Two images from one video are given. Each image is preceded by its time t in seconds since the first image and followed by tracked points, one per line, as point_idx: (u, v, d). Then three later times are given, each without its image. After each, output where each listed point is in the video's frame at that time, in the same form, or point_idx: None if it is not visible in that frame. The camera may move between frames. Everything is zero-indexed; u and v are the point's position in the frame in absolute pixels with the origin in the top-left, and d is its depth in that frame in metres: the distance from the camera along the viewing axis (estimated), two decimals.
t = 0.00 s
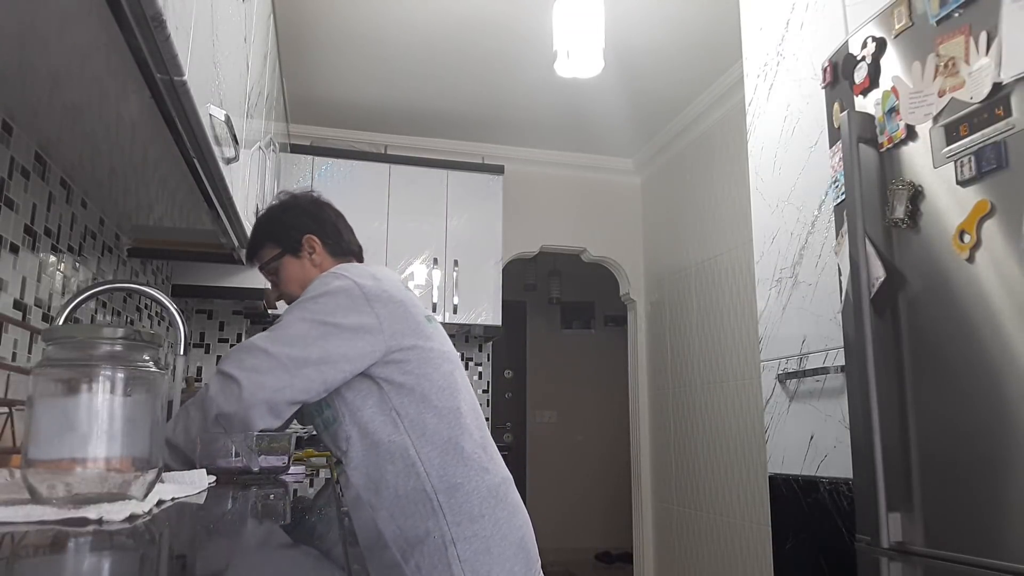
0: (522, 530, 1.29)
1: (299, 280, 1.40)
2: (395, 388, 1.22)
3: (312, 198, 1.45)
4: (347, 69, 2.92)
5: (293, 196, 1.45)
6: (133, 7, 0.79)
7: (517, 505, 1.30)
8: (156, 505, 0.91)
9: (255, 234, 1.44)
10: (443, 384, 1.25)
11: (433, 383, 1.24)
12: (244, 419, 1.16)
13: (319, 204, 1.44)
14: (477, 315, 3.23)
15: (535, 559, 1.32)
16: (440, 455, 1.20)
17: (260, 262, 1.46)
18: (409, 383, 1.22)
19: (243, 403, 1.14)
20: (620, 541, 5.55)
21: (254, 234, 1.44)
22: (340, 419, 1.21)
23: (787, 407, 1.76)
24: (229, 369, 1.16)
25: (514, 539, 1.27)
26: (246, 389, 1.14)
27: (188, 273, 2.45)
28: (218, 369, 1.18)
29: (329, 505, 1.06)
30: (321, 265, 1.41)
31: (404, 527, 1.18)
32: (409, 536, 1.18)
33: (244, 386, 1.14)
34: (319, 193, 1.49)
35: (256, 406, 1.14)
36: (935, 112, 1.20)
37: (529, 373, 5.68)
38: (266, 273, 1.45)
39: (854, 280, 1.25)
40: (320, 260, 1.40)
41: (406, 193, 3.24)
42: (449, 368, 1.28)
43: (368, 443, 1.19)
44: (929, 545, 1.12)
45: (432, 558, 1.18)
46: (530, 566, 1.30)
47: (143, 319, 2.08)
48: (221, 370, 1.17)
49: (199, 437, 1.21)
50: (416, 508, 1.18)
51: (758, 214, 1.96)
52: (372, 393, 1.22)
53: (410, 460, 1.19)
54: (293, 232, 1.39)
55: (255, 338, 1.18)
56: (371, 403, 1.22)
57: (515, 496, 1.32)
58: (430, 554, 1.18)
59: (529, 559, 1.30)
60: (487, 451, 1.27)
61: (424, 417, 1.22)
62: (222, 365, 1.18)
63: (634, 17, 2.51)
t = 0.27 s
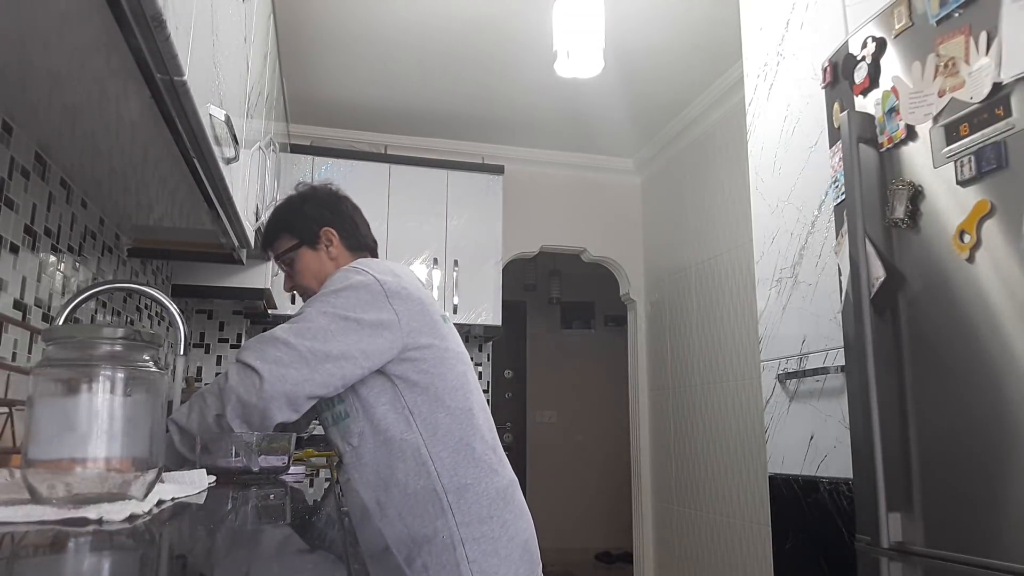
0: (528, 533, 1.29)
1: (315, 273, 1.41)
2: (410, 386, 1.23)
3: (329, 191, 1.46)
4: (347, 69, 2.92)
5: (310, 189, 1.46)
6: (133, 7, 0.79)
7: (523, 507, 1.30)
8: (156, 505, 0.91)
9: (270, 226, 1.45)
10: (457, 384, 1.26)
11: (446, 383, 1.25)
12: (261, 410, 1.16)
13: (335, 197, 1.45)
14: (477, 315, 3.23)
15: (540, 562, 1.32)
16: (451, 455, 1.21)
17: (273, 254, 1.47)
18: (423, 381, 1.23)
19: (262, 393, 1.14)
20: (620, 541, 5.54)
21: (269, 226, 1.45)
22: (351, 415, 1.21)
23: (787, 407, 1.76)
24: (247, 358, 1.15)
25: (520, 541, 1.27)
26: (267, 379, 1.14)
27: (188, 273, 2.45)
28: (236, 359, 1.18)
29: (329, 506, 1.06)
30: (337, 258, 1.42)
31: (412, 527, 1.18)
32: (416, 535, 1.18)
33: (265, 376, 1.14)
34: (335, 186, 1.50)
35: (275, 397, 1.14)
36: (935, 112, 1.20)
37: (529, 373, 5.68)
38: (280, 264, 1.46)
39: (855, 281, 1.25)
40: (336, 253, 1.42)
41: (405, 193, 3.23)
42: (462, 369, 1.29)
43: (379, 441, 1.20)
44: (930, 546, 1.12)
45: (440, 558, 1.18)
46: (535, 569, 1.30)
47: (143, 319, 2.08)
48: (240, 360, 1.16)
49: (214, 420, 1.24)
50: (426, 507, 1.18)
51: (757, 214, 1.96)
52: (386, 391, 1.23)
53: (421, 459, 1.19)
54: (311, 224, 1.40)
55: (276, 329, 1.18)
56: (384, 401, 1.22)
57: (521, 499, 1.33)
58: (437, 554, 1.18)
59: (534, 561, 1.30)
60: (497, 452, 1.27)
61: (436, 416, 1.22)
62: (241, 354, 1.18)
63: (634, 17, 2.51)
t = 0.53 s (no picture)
0: (528, 534, 1.29)
1: (320, 271, 1.41)
2: (413, 386, 1.23)
3: (336, 190, 1.47)
4: (347, 69, 2.92)
5: (318, 187, 1.46)
6: (133, 7, 0.79)
7: (524, 508, 1.30)
8: (156, 505, 0.91)
9: (277, 223, 1.45)
10: (459, 384, 1.26)
11: (448, 383, 1.25)
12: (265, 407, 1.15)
13: (343, 196, 1.45)
14: (477, 315, 3.23)
15: (540, 563, 1.32)
16: (453, 455, 1.21)
17: (279, 252, 1.47)
18: (426, 382, 1.24)
19: (267, 390, 1.13)
20: (620, 541, 5.55)
21: (275, 223, 1.45)
22: (353, 414, 1.21)
23: (787, 407, 1.76)
24: (252, 355, 1.14)
25: (521, 542, 1.27)
26: (272, 376, 1.13)
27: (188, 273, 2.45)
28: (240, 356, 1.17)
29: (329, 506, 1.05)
30: (343, 257, 1.42)
31: (413, 526, 1.18)
32: (417, 535, 1.18)
33: (270, 373, 1.13)
34: (342, 185, 1.50)
35: (279, 395, 1.13)
36: (935, 112, 1.20)
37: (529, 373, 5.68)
38: (286, 262, 1.46)
39: (855, 281, 1.25)
40: (343, 252, 1.42)
41: (405, 193, 3.23)
42: (464, 369, 1.29)
43: (380, 440, 1.20)
44: (929, 545, 1.12)
45: (440, 558, 1.18)
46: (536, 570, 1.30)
47: (143, 319, 2.08)
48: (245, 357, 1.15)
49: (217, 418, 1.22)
50: (427, 507, 1.19)
51: (757, 214, 1.96)
52: (388, 390, 1.23)
53: (422, 459, 1.20)
54: (318, 222, 1.40)
55: (281, 327, 1.17)
56: (387, 400, 1.22)
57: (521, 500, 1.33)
58: (438, 554, 1.19)
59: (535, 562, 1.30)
60: (498, 453, 1.28)
61: (438, 416, 1.23)
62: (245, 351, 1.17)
63: (634, 17, 2.51)
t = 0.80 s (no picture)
0: (529, 534, 1.29)
1: (321, 272, 1.41)
2: (413, 385, 1.23)
3: (337, 191, 1.47)
4: (346, 69, 2.92)
5: (319, 189, 1.46)
6: (133, 7, 0.79)
7: (524, 508, 1.30)
8: (156, 505, 0.91)
9: (278, 225, 1.45)
10: (460, 385, 1.26)
11: (448, 383, 1.25)
12: (265, 406, 1.15)
13: (343, 197, 1.45)
14: (477, 315, 3.23)
15: (541, 563, 1.32)
16: (453, 454, 1.21)
17: (280, 253, 1.47)
18: (426, 382, 1.24)
19: (266, 389, 1.13)
20: (620, 541, 5.55)
21: (276, 225, 1.45)
22: (354, 415, 1.21)
23: (787, 407, 1.76)
24: (252, 355, 1.14)
25: (521, 542, 1.27)
26: (272, 375, 1.13)
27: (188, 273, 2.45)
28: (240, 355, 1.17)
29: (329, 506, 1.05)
30: (343, 259, 1.42)
31: (414, 526, 1.18)
32: (418, 535, 1.18)
33: (270, 372, 1.13)
34: (343, 187, 1.50)
35: (279, 394, 1.13)
36: (935, 112, 1.20)
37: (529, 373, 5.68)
38: (287, 263, 1.45)
39: (855, 280, 1.25)
40: (343, 253, 1.42)
41: (405, 193, 3.23)
42: (465, 369, 1.29)
43: (380, 441, 1.20)
44: (930, 545, 1.12)
45: (442, 558, 1.18)
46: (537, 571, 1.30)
47: (143, 319, 2.08)
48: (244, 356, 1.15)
49: (217, 418, 1.22)
50: (427, 506, 1.19)
51: (757, 214, 1.96)
52: (389, 391, 1.23)
53: (423, 459, 1.20)
54: (319, 223, 1.40)
55: (281, 327, 1.17)
56: (387, 401, 1.22)
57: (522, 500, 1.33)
58: (439, 554, 1.19)
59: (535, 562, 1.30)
60: (498, 453, 1.28)
61: (438, 417, 1.23)
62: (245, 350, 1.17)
63: (634, 17, 2.51)
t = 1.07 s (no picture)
0: (529, 534, 1.29)
1: (320, 272, 1.41)
2: (412, 385, 1.23)
3: (337, 192, 1.47)
4: (346, 69, 2.92)
5: (319, 189, 1.46)
6: (133, 7, 0.79)
7: (524, 508, 1.30)
8: (156, 505, 0.91)
9: (278, 225, 1.45)
10: (459, 385, 1.26)
11: (448, 383, 1.25)
12: (264, 406, 1.15)
13: (343, 198, 1.45)
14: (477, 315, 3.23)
15: (541, 563, 1.32)
16: (453, 454, 1.21)
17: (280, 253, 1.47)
18: (426, 382, 1.24)
19: (265, 389, 1.13)
20: (620, 541, 5.55)
21: (276, 225, 1.45)
22: (353, 415, 1.21)
23: (787, 407, 1.76)
24: (251, 354, 1.15)
25: (522, 543, 1.27)
26: (270, 375, 1.13)
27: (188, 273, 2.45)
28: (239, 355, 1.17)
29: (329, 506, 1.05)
30: (343, 259, 1.42)
31: (413, 527, 1.18)
32: (418, 535, 1.18)
33: (269, 372, 1.13)
34: (343, 188, 1.51)
35: (277, 394, 1.13)
36: (935, 112, 1.20)
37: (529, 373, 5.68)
38: (286, 264, 1.46)
39: (855, 280, 1.25)
40: (343, 253, 1.42)
41: (405, 193, 3.23)
42: (464, 369, 1.29)
43: (380, 441, 1.20)
44: (930, 545, 1.12)
45: (442, 558, 1.18)
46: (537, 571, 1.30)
47: (143, 319, 2.08)
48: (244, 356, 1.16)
49: (216, 418, 1.22)
50: (427, 506, 1.19)
51: (757, 214, 1.96)
52: (388, 391, 1.23)
53: (423, 459, 1.20)
54: (318, 224, 1.40)
55: (280, 327, 1.17)
56: (387, 401, 1.22)
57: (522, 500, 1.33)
58: (439, 554, 1.18)
59: (535, 562, 1.29)
60: (498, 454, 1.28)
61: (438, 417, 1.23)
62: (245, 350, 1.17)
63: (633, 17, 2.52)
